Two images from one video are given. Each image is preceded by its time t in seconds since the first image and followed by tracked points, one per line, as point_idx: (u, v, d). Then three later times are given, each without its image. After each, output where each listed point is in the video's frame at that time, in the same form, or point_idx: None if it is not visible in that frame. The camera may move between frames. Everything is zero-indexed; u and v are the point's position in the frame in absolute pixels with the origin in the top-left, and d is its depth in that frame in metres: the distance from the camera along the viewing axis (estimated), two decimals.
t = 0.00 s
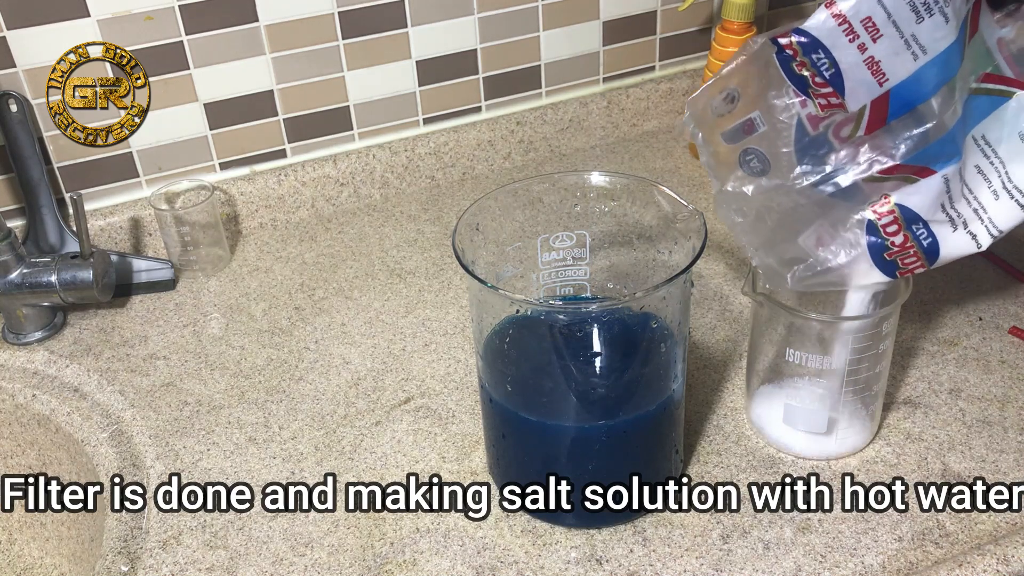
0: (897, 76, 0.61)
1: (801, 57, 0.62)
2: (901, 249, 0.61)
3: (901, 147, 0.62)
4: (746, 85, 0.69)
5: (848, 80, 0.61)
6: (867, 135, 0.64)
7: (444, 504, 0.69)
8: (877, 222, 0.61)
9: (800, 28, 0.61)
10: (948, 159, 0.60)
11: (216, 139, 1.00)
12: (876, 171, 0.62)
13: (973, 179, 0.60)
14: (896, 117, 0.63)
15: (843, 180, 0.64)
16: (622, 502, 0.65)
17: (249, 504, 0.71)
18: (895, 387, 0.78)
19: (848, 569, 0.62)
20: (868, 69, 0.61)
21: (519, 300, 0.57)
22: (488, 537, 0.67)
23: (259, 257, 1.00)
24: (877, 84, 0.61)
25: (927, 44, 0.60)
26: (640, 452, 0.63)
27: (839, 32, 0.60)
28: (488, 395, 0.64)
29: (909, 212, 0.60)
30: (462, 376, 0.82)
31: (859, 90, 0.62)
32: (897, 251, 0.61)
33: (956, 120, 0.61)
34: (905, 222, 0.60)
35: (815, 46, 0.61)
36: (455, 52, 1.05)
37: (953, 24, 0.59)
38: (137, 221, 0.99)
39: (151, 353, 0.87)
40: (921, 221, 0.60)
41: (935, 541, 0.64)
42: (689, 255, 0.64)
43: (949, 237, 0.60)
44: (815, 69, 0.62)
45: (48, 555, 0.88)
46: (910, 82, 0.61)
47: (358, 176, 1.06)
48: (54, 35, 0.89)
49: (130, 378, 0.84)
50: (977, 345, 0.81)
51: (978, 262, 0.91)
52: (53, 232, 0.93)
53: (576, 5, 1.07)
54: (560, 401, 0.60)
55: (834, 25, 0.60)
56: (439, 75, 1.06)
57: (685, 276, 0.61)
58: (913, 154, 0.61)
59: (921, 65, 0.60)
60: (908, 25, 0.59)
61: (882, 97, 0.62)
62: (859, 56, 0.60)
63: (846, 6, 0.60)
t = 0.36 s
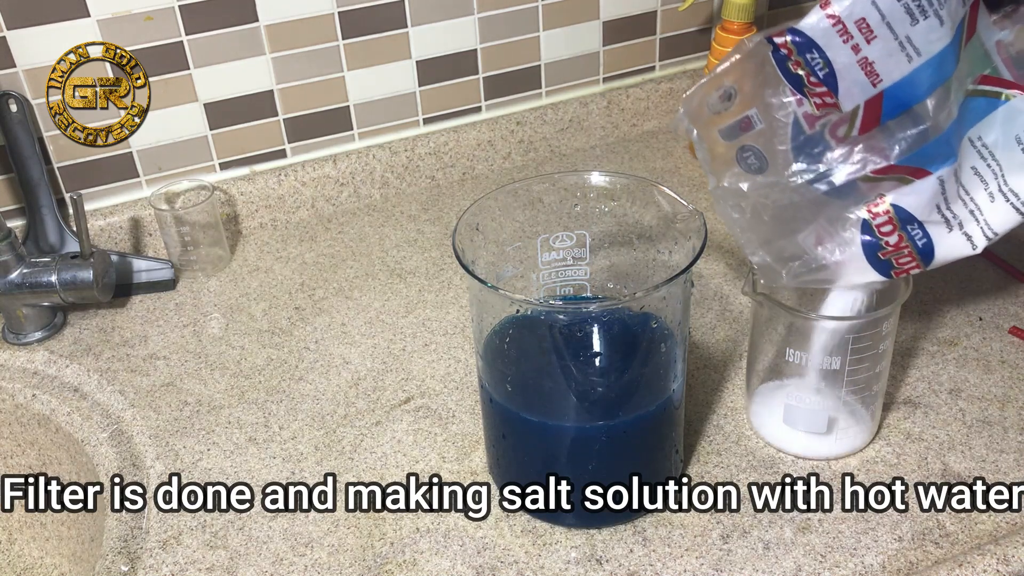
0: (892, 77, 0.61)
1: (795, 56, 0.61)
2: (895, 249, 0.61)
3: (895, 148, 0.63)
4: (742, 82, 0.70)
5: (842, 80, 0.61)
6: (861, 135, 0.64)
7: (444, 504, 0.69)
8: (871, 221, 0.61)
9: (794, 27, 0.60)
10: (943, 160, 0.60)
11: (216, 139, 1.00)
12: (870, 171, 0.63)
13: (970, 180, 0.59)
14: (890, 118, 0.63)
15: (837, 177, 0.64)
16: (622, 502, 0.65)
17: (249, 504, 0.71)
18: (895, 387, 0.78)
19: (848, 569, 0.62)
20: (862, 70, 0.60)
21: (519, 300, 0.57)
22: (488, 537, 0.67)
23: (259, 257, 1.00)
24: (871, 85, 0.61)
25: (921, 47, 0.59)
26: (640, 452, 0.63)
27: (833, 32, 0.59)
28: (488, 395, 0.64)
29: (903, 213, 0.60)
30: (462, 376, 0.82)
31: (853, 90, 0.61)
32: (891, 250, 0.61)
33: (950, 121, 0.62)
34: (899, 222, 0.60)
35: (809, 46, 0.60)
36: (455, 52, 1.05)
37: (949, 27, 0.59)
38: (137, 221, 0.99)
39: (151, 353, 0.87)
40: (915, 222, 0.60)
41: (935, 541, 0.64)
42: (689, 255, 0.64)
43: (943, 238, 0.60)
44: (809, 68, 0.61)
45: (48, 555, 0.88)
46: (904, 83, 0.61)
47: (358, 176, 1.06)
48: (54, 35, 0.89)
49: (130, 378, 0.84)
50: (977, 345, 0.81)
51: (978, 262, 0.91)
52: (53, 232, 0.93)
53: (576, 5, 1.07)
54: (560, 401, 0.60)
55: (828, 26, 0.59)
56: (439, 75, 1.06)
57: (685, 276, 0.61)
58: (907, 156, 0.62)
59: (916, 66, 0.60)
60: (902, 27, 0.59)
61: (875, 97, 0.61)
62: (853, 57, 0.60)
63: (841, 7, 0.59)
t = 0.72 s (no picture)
0: (884, 73, 0.60)
1: (787, 51, 0.61)
2: (889, 246, 0.61)
3: (888, 144, 0.63)
4: (733, 78, 0.70)
5: (833, 76, 0.60)
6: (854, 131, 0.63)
7: (444, 504, 0.69)
8: (865, 219, 0.61)
9: (785, 23, 0.60)
10: (936, 158, 0.60)
11: (216, 139, 1.00)
12: (863, 167, 0.63)
13: (965, 178, 0.59)
14: (882, 113, 0.62)
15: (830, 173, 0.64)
16: (622, 502, 0.65)
17: (249, 504, 0.71)
18: (895, 386, 0.78)
19: (848, 569, 0.62)
20: (854, 65, 0.60)
21: (519, 300, 0.57)
22: (488, 537, 0.67)
23: (259, 257, 1.00)
24: (863, 81, 0.61)
25: (914, 42, 0.59)
26: (640, 452, 0.63)
27: (823, 27, 0.59)
28: (488, 394, 0.64)
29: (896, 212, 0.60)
30: (462, 376, 0.82)
31: (845, 86, 0.61)
32: (885, 248, 0.62)
33: (943, 117, 0.61)
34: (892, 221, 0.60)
35: (801, 41, 0.60)
36: (455, 52, 1.05)
37: (941, 22, 0.58)
38: (137, 221, 0.99)
39: (151, 353, 0.87)
40: (909, 220, 0.60)
41: (934, 541, 0.64)
42: (689, 255, 0.64)
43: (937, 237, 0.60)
44: (801, 64, 0.61)
45: (48, 555, 0.88)
46: (896, 78, 0.60)
47: (358, 176, 1.06)
48: (54, 35, 0.89)
49: (130, 378, 0.84)
50: (977, 345, 0.81)
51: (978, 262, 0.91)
52: (53, 232, 0.93)
53: (576, 5, 1.07)
54: (559, 401, 0.60)
55: (820, 21, 0.59)
56: (439, 75, 1.06)
57: (685, 275, 0.61)
58: (900, 152, 0.62)
59: (909, 62, 0.60)
60: (894, 23, 0.58)
61: (868, 93, 0.61)
62: (845, 52, 0.59)
63: (832, 2, 0.58)
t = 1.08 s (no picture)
0: (907, 61, 0.61)
1: (814, 31, 0.63)
2: (892, 239, 0.61)
3: (904, 135, 0.62)
4: (756, 53, 0.70)
5: (858, 60, 0.61)
6: (871, 118, 0.63)
7: (444, 504, 0.69)
8: (871, 208, 0.61)
9: (816, 1, 0.62)
10: (950, 154, 0.60)
11: (216, 139, 1.00)
12: (875, 157, 0.62)
13: (976, 180, 0.60)
14: (901, 104, 0.62)
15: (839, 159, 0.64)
16: (622, 502, 0.65)
17: (249, 503, 0.71)
18: (895, 386, 0.77)
19: (848, 569, 0.62)
20: (879, 52, 0.61)
21: (519, 300, 0.57)
22: (488, 537, 0.67)
23: (259, 257, 1.00)
24: (887, 68, 0.61)
25: (941, 34, 0.60)
26: (640, 452, 0.63)
27: (853, 9, 0.61)
28: (488, 394, 0.64)
29: (903, 204, 0.60)
30: (462, 376, 0.82)
31: (868, 72, 0.61)
32: (888, 240, 0.61)
33: (961, 115, 0.61)
34: (898, 212, 0.61)
35: (829, 20, 0.61)
36: (455, 52, 1.05)
37: (970, 15, 0.59)
38: (137, 221, 0.99)
39: (152, 352, 0.87)
40: (915, 214, 0.60)
41: (935, 541, 0.64)
42: (689, 254, 0.64)
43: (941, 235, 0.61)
44: (826, 44, 0.62)
45: (48, 555, 0.88)
46: (919, 69, 0.61)
47: (358, 177, 1.06)
48: (54, 35, 0.89)
49: (130, 378, 0.84)
50: (977, 345, 0.81)
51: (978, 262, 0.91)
52: (53, 232, 0.93)
53: (576, 5, 1.07)
54: (559, 402, 0.60)
55: (850, 3, 0.61)
56: (439, 75, 1.06)
57: (685, 275, 0.61)
58: (915, 144, 0.61)
59: (933, 53, 0.60)
60: (923, 11, 0.60)
61: (890, 81, 0.61)
62: (872, 36, 0.61)
63: None
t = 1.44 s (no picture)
0: None
1: None
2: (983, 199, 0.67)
3: None
4: None
5: None
6: None
7: (444, 504, 0.69)
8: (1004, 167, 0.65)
9: None
10: None
11: (216, 139, 1.00)
12: None
13: None
14: None
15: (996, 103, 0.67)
16: (622, 502, 0.65)
17: (249, 503, 0.71)
18: (895, 386, 0.77)
19: (848, 569, 0.63)
20: None
21: (519, 300, 0.58)
22: (488, 537, 0.67)
23: (260, 257, 1.00)
24: None
25: None
26: (640, 452, 0.63)
27: None
28: (488, 395, 0.64)
29: None
30: (462, 376, 0.82)
31: None
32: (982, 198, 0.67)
33: None
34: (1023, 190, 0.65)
35: None
36: (455, 52, 1.05)
37: None
38: (137, 221, 0.99)
39: (152, 352, 0.87)
40: None
41: (934, 541, 0.64)
42: (689, 255, 0.64)
43: None
44: None
45: (48, 555, 0.88)
46: None
47: (358, 177, 1.06)
48: (54, 35, 0.89)
49: (130, 378, 0.84)
50: (977, 345, 0.81)
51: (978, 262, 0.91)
52: (53, 232, 0.93)
53: (576, 5, 1.07)
54: (560, 401, 0.60)
55: None
56: (439, 75, 1.06)
57: (685, 275, 0.61)
58: None
59: None
60: None
61: None
62: None
63: None
